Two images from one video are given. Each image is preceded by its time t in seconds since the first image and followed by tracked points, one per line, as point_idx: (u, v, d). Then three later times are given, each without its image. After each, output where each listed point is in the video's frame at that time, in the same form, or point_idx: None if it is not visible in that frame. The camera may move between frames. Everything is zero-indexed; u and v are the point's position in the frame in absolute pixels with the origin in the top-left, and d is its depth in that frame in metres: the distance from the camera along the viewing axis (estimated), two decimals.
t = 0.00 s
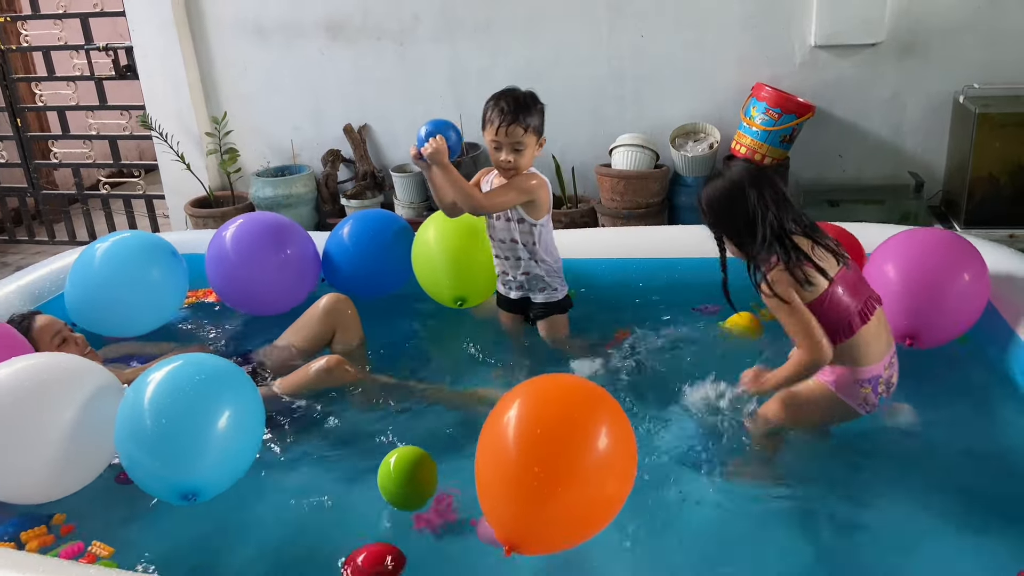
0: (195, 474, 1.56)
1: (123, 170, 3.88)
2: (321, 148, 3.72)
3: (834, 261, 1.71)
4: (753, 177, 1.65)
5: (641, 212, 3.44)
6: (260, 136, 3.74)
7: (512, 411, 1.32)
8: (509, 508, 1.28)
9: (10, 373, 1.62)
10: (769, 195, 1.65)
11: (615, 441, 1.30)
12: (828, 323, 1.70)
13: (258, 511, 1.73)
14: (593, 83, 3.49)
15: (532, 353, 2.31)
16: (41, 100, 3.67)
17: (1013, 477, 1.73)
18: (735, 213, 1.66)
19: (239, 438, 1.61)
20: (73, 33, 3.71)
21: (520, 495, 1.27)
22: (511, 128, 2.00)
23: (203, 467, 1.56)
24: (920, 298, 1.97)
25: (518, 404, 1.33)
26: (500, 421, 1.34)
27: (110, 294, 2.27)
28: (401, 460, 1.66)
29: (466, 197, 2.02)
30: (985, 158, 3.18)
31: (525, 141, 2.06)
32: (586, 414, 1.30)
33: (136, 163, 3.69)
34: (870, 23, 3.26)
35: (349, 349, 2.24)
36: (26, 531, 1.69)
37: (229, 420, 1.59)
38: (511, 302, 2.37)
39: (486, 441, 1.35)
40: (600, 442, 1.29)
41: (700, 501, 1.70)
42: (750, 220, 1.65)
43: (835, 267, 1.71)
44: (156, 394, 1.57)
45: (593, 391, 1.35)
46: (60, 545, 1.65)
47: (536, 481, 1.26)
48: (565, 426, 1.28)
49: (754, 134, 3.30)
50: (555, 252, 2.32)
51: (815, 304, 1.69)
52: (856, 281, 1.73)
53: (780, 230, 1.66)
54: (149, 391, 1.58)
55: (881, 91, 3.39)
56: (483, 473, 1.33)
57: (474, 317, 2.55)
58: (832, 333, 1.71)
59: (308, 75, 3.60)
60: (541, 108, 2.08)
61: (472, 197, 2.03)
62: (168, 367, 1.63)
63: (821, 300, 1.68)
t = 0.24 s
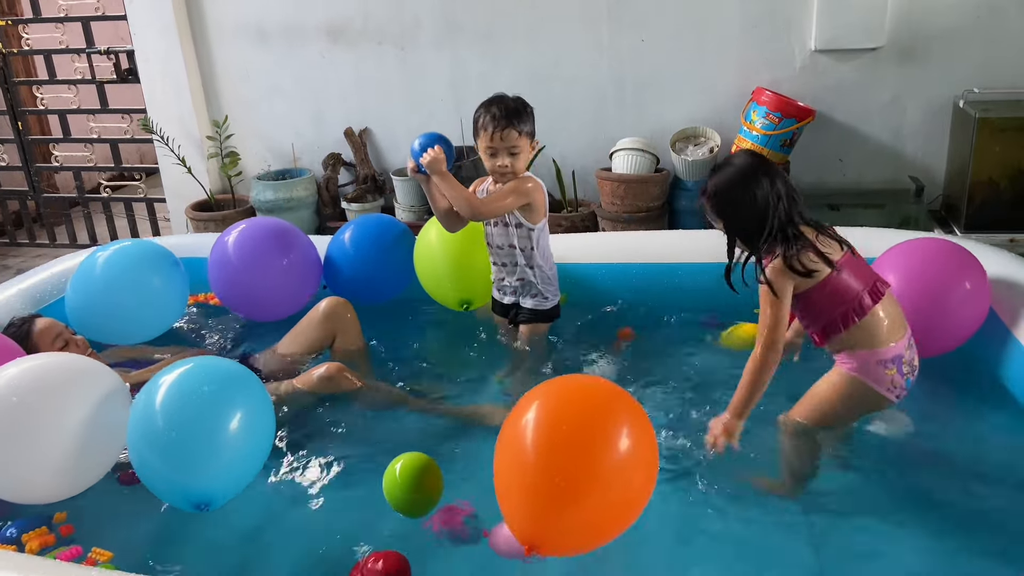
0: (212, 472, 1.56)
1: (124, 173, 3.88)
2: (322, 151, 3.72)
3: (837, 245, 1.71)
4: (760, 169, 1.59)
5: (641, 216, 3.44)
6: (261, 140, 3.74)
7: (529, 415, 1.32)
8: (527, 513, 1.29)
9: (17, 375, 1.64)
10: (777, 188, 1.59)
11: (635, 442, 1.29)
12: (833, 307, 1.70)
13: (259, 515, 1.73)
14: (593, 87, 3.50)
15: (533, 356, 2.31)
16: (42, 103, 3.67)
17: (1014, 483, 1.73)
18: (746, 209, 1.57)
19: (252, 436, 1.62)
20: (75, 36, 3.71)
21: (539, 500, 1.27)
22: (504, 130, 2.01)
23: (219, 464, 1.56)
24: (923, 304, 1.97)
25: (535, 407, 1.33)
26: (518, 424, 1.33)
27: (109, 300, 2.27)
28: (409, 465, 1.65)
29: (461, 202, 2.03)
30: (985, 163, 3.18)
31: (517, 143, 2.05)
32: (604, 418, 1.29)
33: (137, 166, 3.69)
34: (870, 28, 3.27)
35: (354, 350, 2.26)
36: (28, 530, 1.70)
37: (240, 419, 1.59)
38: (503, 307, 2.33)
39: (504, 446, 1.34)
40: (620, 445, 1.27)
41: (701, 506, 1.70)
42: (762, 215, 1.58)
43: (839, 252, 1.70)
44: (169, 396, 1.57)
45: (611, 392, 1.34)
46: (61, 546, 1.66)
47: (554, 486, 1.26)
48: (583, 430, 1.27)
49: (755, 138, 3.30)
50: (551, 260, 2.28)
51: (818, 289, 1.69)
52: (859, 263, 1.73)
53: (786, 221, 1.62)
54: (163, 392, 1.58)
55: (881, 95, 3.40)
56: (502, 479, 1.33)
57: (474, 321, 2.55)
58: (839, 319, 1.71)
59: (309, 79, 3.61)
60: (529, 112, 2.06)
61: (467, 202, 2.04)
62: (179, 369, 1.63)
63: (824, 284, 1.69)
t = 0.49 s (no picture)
0: (221, 478, 1.57)
1: (125, 176, 3.87)
2: (323, 154, 3.72)
3: (819, 285, 1.71)
4: (753, 207, 1.58)
5: (642, 220, 3.44)
6: (263, 143, 3.74)
7: (545, 433, 1.31)
8: (543, 531, 1.28)
9: (24, 376, 1.64)
10: (765, 231, 1.58)
11: (650, 458, 1.29)
12: (813, 346, 1.72)
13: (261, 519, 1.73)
14: (594, 90, 3.50)
15: (534, 360, 2.32)
16: (44, 106, 3.67)
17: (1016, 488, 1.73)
18: (738, 247, 1.57)
19: (261, 441, 1.62)
20: (77, 39, 3.71)
21: (554, 519, 1.26)
22: (510, 141, 2.04)
23: (228, 471, 1.57)
24: (923, 306, 1.97)
25: (551, 426, 1.32)
26: (533, 442, 1.33)
27: (110, 302, 2.27)
28: (416, 476, 1.63)
29: (467, 212, 2.11)
30: (986, 167, 3.18)
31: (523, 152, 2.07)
32: (621, 438, 1.28)
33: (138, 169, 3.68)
34: (870, 32, 3.27)
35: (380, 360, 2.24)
36: (24, 533, 1.70)
37: (250, 423, 1.59)
38: (492, 310, 2.41)
39: (519, 461, 1.34)
40: (637, 465, 1.27)
41: (703, 510, 1.70)
42: (754, 254, 1.57)
43: (821, 292, 1.71)
44: (179, 402, 1.57)
45: (629, 414, 1.33)
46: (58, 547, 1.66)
47: (570, 506, 1.25)
48: (601, 450, 1.26)
49: (756, 141, 3.31)
50: (541, 268, 2.36)
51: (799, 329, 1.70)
52: (842, 301, 1.73)
53: (775, 264, 1.62)
54: (173, 398, 1.58)
55: (882, 99, 3.40)
56: (517, 495, 1.33)
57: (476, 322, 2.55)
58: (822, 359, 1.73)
59: (311, 82, 3.61)
60: (535, 120, 2.05)
61: (473, 213, 2.11)
62: (189, 373, 1.63)
63: (806, 326, 1.70)
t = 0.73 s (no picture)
0: (229, 480, 1.56)
1: (129, 177, 3.88)
2: (326, 156, 3.72)
3: (792, 324, 1.73)
4: (724, 251, 1.62)
5: (645, 222, 3.44)
6: (266, 145, 3.74)
7: (547, 423, 1.31)
8: (543, 520, 1.27)
9: (37, 380, 1.64)
10: (739, 272, 1.61)
11: (653, 449, 1.28)
12: (791, 381, 1.73)
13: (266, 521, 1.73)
14: (597, 92, 3.50)
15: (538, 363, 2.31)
16: (48, 107, 3.67)
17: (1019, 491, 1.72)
18: (716, 290, 1.59)
19: (273, 443, 1.62)
20: (80, 40, 3.71)
21: (556, 508, 1.26)
22: (513, 144, 2.04)
23: (238, 474, 1.56)
24: (930, 305, 1.97)
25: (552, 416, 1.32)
26: (536, 433, 1.32)
27: (116, 307, 2.27)
28: (422, 473, 1.65)
29: (471, 221, 2.09)
30: (990, 169, 3.18)
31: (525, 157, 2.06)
32: (624, 426, 1.28)
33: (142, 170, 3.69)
34: (874, 34, 3.27)
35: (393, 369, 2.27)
36: (29, 533, 1.73)
37: (261, 426, 1.60)
38: (493, 313, 2.40)
39: (520, 456, 1.34)
40: (641, 455, 1.26)
41: (708, 514, 1.70)
42: (727, 295, 1.60)
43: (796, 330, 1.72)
44: (189, 403, 1.57)
45: (633, 403, 1.33)
46: (62, 545, 1.68)
47: (572, 495, 1.25)
48: (602, 437, 1.26)
49: (759, 143, 3.31)
50: (542, 270, 2.34)
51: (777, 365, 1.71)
52: (816, 338, 1.75)
53: (751, 304, 1.64)
54: (184, 400, 1.58)
55: (885, 102, 3.40)
56: (518, 484, 1.32)
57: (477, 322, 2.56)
58: (803, 393, 1.74)
59: (314, 84, 3.61)
60: (537, 123, 2.05)
61: (477, 222, 2.10)
62: (201, 376, 1.63)
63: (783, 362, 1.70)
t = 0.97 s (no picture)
0: (233, 484, 1.56)
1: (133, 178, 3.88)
2: (329, 157, 3.72)
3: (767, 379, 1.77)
4: (710, 302, 1.69)
5: (648, 223, 3.44)
6: (269, 146, 3.74)
7: (549, 444, 1.31)
8: (543, 544, 1.27)
9: (45, 375, 1.65)
10: (717, 327, 1.68)
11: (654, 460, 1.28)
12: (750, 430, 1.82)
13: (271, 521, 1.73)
14: (601, 93, 3.50)
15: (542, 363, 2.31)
16: (52, 108, 3.68)
17: None
18: (691, 342, 1.70)
19: (280, 447, 1.62)
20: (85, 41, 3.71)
21: (559, 534, 1.25)
22: (511, 153, 2.02)
23: (242, 476, 1.56)
24: (938, 307, 1.96)
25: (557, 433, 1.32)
26: (539, 448, 1.33)
27: (122, 304, 2.28)
28: (423, 474, 1.66)
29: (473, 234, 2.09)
30: (994, 171, 3.17)
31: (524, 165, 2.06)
32: (628, 447, 1.28)
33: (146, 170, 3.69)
34: (877, 35, 3.27)
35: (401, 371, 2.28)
36: (36, 535, 1.70)
37: (268, 424, 1.60)
38: (495, 313, 2.39)
39: (527, 467, 1.34)
40: (644, 478, 1.27)
41: (715, 516, 1.70)
42: (711, 340, 1.70)
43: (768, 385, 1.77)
44: (197, 405, 1.57)
45: (637, 426, 1.33)
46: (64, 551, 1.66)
47: (573, 508, 1.25)
48: (606, 461, 1.26)
49: (762, 145, 3.31)
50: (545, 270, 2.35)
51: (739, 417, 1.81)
52: (791, 390, 1.78)
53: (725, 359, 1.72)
54: (193, 401, 1.58)
55: (889, 104, 3.39)
56: (519, 508, 1.32)
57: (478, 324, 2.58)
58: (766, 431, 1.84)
59: (317, 85, 3.61)
60: (534, 130, 2.04)
61: (478, 234, 2.10)
62: (210, 374, 1.63)
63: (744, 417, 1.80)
